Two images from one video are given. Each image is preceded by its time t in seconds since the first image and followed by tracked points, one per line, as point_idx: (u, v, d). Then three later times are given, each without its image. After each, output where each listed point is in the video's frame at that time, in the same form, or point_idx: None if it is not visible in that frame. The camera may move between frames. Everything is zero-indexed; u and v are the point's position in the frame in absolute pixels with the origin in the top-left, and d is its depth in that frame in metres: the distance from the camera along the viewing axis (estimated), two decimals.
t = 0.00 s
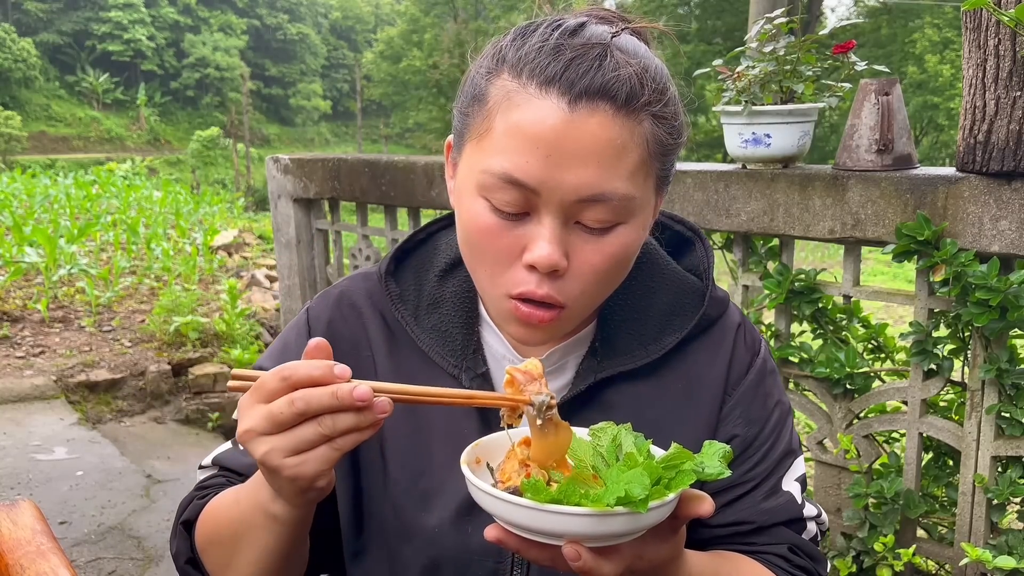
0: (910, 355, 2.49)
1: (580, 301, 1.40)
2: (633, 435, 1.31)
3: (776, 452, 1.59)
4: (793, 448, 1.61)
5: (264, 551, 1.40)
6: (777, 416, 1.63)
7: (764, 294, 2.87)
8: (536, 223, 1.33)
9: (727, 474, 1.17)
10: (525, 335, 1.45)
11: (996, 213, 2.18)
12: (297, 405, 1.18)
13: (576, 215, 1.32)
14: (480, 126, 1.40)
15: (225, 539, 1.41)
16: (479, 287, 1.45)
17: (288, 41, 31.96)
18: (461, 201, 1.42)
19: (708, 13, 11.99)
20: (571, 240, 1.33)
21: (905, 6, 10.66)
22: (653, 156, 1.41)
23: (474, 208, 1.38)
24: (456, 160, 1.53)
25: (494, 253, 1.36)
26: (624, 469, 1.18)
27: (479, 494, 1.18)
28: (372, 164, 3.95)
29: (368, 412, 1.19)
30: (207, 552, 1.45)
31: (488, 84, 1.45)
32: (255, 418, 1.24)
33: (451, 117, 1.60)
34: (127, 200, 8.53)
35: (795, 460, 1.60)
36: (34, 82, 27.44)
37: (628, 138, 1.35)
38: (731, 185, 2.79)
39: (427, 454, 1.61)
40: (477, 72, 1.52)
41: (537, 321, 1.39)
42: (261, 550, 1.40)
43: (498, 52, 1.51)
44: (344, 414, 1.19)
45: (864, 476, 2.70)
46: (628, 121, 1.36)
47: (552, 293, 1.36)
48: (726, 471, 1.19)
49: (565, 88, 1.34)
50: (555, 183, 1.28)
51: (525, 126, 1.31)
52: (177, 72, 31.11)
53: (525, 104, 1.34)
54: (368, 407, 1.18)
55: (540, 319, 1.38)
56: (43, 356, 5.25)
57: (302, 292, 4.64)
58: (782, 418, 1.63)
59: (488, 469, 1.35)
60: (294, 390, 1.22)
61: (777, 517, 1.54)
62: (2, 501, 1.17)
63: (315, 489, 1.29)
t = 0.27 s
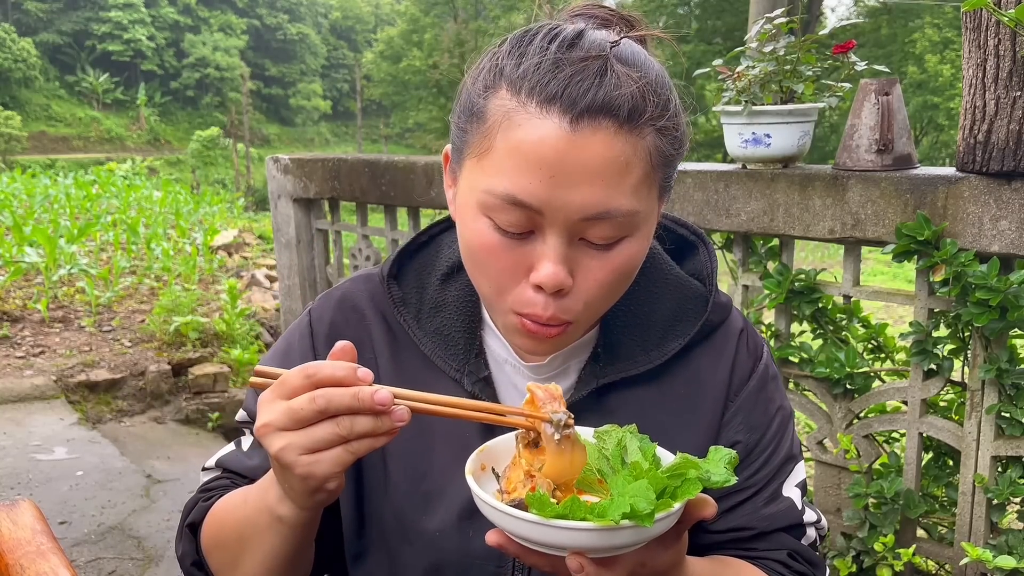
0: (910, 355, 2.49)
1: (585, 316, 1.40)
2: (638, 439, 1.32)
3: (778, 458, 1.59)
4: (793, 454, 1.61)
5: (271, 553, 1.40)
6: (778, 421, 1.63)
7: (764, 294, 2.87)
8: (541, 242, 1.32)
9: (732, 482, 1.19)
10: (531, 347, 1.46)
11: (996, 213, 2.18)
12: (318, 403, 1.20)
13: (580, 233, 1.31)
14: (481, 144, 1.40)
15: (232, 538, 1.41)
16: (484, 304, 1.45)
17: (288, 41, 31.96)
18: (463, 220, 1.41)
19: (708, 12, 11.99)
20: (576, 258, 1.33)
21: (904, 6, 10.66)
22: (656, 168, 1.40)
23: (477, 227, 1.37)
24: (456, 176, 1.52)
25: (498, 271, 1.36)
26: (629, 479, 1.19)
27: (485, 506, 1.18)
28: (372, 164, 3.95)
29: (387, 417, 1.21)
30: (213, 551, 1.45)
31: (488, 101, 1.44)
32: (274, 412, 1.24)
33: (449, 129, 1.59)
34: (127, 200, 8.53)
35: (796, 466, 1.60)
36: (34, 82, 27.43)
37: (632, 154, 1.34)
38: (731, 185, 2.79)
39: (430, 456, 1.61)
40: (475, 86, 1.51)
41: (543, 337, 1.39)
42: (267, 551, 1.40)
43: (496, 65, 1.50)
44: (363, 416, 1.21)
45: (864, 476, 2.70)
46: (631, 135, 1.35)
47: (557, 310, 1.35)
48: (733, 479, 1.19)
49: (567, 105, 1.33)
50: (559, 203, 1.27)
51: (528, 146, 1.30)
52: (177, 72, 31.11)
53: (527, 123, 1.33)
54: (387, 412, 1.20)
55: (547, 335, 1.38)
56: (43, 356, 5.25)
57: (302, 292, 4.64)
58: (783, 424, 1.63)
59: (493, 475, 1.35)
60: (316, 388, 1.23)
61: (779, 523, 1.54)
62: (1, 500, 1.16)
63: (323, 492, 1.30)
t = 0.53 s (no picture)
0: (910, 355, 2.49)
1: (587, 321, 1.40)
2: (639, 438, 1.33)
3: (776, 460, 1.59)
4: (792, 456, 1.61)
5: (273, 557, 1.40)
6: (777, 423, 1.63)
7: (764, 294, 2.87)
8: (543, 249, 1.32)
9: (736, 478, 1.17)
10: (533, 352, 1.46)
11: (996, 213, 2.18)
12: (320, 405, 1.20)
13: (583, 240, 1.31)
14: (481, 152, 1.39)
15: (234, 542, 1.41)
16: (487, 310, 1.45)
17: (288, 41, 31.96)
18: (464, 227, 1.41)
19: (708, 12, 11.99)
20: (578, 265, 1.33)
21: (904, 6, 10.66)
22: (657, 172, 1.40)
23: (478, 234, 1.37)
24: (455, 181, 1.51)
25: (501, 278, 1.36)
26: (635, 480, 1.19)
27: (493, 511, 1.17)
28: (372, 164, 3.95)
29: (389, 420, 1.21)
30: (216, 555, 1.45)
31: (488, 107, 1.44)
32: (276, 416, 1.25)
33: (448, 134, 1.59)
34: (127, 200, 8.53)
35: (794, 467, 1.60)
36: (34, 82, 27.41)
37: (633, 160, 1.33)
38: (731, 185, 2.79)
39: (431, 459, 1.61)
40: (475, 92, 1.51)
41: (546, 342, 1.39)
42: (269, 555, 1.40)
43: (495, 70, 1.50)
44: (365, 419, 1.21)
45: (864, 476, 2.70)
46: (632, 141, 1.34)
47: (560, 316, 1.35)
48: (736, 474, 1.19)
49: (569, 112, 1.32)
50: (562, 211, 1.27)
51: (529, 154, 1.30)
52: (177, 72, 31.10)
53: (528, 130, 1.33)
54: (390, 415, 1.20)
55: (549, 341, 1.38)
56: (43, 356, 5.25)
57: (302, 292, 4.64)
58: (782, 425, 1.64)
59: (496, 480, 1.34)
60: (318, 392, 1.24)
61: (776, 524, 1.55)
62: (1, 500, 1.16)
63: (325, 497, 1.30)
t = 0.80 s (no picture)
0: (910, 355, 2.49)
1: (586, 323, 1.40)
2: (629, 430, 1.33)
3: (774, 460, 1.58)
4: (790, 456, 1.61)
5: None
6: (775, 423, 1.63)
7: (764, 294, 2.87)
8: (543, 251, 1.32)
9: (722, 467, 1.18)
10: (531, 352, 1.46)
11: (996, 213, 2.18)
12: (301, 453, 1.18)
13: (583, 242, 1.31)
14: (484, 152, 1.39)
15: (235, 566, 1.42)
16: (486, 309, 1.45)
17: (288, 41, 31.95)
18: (465, 226, 1.41)
19: (708, 12, 11.99)
20: (578, 267, 1.33)
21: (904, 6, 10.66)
22: (658, 177, 1.40)
23: (480, 235, 1.37)
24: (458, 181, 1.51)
25: (501, 278, 1.36)
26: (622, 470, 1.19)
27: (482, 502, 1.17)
28: (372, 164, 3.95)
29: (373, 447, 1.19)
30: None
31: (492, 107, 1.44)
32: (257, 471, 1.23)
33: (451, 134, 1.59)
34: (127, 200, 8.53)
35: (792, 467, 1.60)
36: (34, 81, 27.40)
37: (635, 164, 1.33)
38: (731, 185, 2.78)
39: (430, 462, 1.61)
40: (480, 91, 1.51)
41: (544, 343, 1.39)
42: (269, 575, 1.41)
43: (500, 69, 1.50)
44: (349, 454, 1.19)
45: (863, 476, 2.70)
46: (634, 146, 1.34)
47: (559, 318, 1.35)
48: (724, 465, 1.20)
49: (572, 115, 1.32)
50: (563, 214, 1.27)
51: (531, 156, 1.29)
52: (177, 72, 31.09)
53: (530, 132, 1.32)
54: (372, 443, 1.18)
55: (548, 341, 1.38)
56: (43, 356, 5.25)
57: (301, 292, 4.64)
58: (781, 425, 1.63)
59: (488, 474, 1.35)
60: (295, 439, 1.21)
61: (774, 523, 1.54)
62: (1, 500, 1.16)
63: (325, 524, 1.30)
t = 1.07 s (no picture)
0: (910, 355, 2.49)
1: (575, 326, 1.39)
2: (622, 429, 1.32)
3: (772, 459, 1.58)
4: (788, 455, 1.61)
5: None
6: (773, 421, 1.62)
7: (764, 294, 2.87)
8: (533, 251, 1.31)
9: (712, 465, 1.17)
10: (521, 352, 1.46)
11: (996, 213, 2.18)
12: (295, 468, 1.18)
13: (573, 245, 1.31)
14: (479, 150, 1.39)
15: (228, 567, 1.43)
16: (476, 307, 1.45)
17: (288, 41, 31.95)
18: (459, 225, 1.41)
19: (708, 13, 11.99)
20: (567, 269, 1.32)
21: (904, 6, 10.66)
22: (652, 184, 1.40)
23: (472, 233, 1.37)
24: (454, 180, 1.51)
25: (491, 277, 1.36)
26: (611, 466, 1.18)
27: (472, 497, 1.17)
28: (372, 164, 3.95)
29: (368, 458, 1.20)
30: None
31: (488, 106, 1.44)
32: (251, 486, 1.22)
33: (449, 133, 1.59)
34: (126, 200, 8.53)
35: (790, 465, 1.60)
36: (34, 81, 27.39)
37: (628, 170, 1.33)
38: (731, 185, 2.78)
39: (429, 462, 1.61)
40: (478, 90, 1.51)
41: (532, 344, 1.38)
42: None
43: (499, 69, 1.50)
44: (344, 464, 1.19)
45: (864, 476, 2.70)
46: (627, 152, 1.34)
47: (547, 320, 1.35)
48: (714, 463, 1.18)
49: (565, 117, 1.32)
50: (553, 216, 1.26)
51: (523, 156, 1.29)
52: (177, 72, 31.09)
53: (523, 133, 1.32)
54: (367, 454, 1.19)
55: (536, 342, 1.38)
56: (43, 356, 5.25)
57: (301, 292, 4.64)
58: (778, 424, 1.63)
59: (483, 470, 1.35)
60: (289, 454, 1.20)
61: (771, 523, 1.54)
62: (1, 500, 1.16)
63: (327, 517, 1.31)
